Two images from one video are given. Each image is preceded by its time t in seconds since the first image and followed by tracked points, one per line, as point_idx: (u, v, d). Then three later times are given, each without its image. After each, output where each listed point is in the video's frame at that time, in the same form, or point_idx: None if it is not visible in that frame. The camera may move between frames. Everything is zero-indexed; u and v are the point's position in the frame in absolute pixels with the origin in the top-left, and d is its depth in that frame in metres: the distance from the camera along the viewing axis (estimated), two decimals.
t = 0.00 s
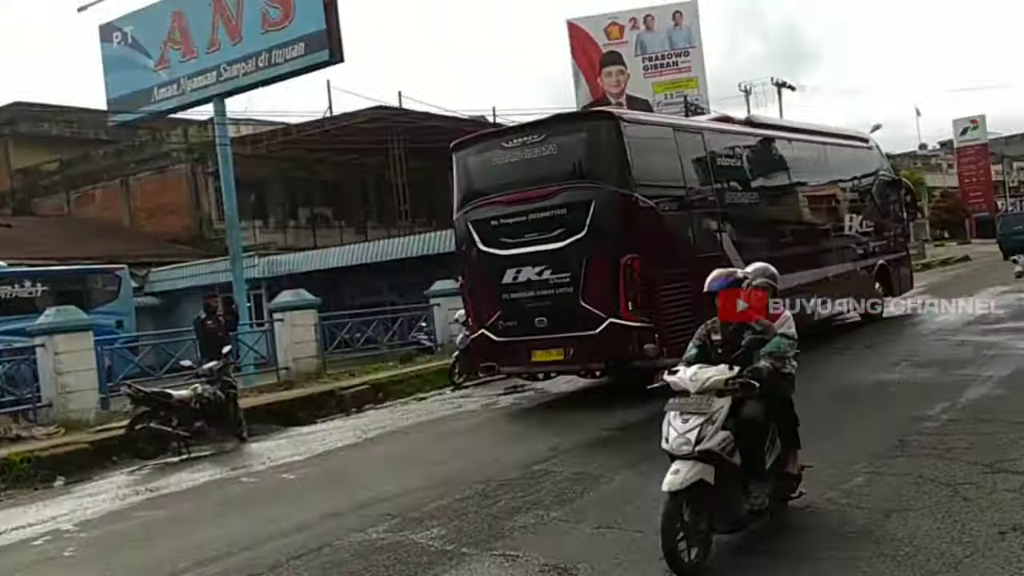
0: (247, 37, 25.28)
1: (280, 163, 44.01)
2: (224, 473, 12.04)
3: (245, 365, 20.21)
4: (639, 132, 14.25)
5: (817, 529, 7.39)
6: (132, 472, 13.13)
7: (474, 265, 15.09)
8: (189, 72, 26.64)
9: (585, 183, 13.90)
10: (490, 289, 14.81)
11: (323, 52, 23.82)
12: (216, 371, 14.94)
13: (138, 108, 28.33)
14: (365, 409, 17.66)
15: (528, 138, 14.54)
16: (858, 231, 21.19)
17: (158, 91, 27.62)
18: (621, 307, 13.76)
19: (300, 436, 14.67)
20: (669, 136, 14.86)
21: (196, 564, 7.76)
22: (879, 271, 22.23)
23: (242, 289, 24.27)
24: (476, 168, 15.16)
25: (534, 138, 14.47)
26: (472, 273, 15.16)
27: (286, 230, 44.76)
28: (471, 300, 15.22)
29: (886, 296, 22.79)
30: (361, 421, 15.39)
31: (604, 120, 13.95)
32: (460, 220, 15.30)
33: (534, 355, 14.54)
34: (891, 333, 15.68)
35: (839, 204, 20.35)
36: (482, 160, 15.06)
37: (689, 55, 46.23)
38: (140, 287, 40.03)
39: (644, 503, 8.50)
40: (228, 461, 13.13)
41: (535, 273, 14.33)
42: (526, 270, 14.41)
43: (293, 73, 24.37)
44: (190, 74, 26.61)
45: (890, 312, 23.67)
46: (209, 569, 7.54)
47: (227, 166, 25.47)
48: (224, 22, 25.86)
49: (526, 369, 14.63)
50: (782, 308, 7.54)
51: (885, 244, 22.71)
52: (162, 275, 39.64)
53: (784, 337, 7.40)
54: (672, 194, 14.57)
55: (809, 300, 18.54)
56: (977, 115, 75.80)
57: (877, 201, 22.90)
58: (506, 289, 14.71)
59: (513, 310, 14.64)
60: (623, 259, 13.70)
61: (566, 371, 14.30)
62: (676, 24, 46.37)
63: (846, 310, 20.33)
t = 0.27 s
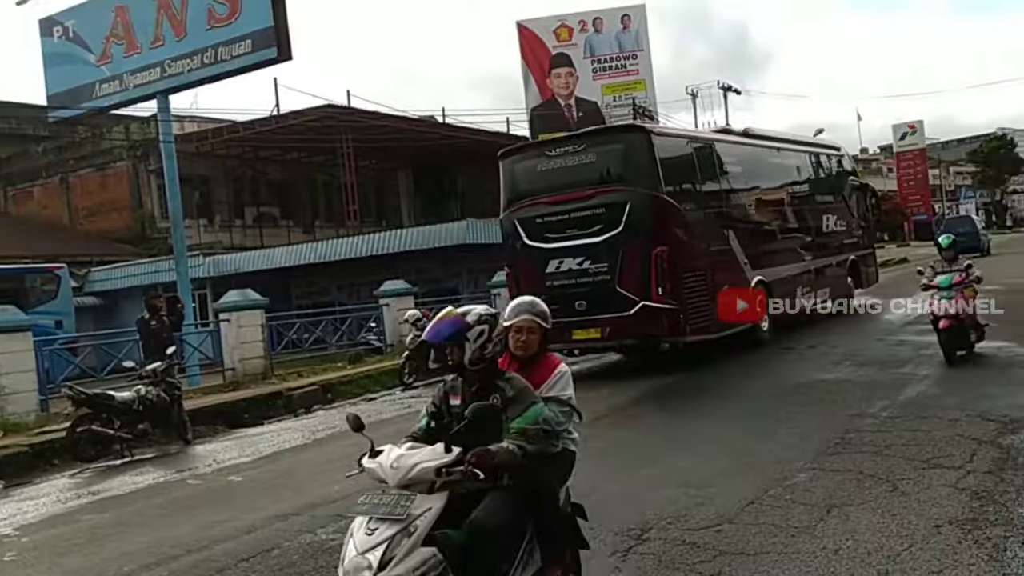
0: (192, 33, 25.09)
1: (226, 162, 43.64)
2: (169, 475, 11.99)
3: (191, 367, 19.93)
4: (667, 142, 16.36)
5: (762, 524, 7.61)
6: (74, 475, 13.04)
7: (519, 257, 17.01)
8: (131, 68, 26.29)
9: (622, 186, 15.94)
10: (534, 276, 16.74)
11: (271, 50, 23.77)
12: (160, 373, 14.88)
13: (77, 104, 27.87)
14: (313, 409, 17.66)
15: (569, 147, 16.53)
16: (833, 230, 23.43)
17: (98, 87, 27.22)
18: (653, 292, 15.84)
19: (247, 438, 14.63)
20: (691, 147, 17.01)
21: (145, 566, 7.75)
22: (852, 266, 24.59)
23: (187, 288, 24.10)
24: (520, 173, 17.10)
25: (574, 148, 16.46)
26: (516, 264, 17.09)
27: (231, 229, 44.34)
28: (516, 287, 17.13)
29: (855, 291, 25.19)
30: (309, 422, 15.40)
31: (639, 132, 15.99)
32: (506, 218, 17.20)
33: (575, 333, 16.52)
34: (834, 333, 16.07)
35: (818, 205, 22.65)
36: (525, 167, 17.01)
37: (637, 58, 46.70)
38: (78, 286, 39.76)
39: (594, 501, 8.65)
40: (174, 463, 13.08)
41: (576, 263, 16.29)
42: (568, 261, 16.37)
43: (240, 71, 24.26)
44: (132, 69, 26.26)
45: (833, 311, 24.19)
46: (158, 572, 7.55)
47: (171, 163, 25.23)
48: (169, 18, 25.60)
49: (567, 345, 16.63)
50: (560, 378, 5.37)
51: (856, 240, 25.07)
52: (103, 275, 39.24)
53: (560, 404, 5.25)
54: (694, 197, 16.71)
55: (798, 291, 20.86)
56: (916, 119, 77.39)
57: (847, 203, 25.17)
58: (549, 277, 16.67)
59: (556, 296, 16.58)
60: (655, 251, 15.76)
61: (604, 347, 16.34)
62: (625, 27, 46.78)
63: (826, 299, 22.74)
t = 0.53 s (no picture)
0: (144, 27, 24.80)
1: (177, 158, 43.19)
2: (117, 476, 11.87)
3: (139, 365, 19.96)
4: (680, 151, 18.56)
5: (712, 522, 7.73)
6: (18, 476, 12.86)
7: (548, 251, 19.10)
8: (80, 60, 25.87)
9: (642, 188, 18.08)
10: (561, 267, 18.83)
11: (224, 45, 23.58)
12: (107, 371, 14.38)
13: (23, 96, 27.32)
14: (264, 409, 17.55)
15: (595, 155, 18.71)
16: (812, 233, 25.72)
17: (46, 79, 26.76)
18: (667, 281, 17.92)
19: (197, 438, 14.53)
20: (699, 158, 19.20)
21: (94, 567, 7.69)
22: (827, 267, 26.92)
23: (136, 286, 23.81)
24: (551, 178, 19.25)
25: (599, 155, 18.62)
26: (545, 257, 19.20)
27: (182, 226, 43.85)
28: (545, 277, 19.20)
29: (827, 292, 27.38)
30: (262, 422, 15.33)
31: (657, 141, 18.14)
32: (538, 216, 19.32)
33: (598, 317, 18.56)
34: (784, 335, 16.32)
35: (800, 210, 24.99)
36: (555, 172, 19.17)
37: (593, 61, 47.02)
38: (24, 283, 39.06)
39: (546, 501, 8.73)
40: (124, 463, 12.96)
41: (601, 256, 18.38)
42: (593, 254, 18.45)
43: (191, 66, 24.04)
44: (81, 62, 25.85)
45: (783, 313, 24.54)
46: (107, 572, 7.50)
47: (121, 159, 24.90)
48: (120, 11, 25.24)
49: (590, 329, 18.69)
50: (70, 484, 3.06)
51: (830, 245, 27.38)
52: (50, 272, 38.60)
53: (49, 538, 2.95)
54: (701, 200, 18.90)
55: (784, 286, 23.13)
56: (866, 126, 78.63)
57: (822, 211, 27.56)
58: (575, 268, 18.76)
59: (580, 285, 18.67)
60: (671, 246, 17.88)
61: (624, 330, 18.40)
62: (582, 30, 47.09)
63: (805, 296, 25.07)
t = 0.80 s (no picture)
0: (83, 20, 24.28)
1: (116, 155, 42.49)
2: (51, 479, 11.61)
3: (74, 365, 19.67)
4: (671, 160, 21.22)
5: (655, 522, 7.80)
6: None
7: (553, 246, 21.74)
8: (15, 53, 25.17)
9: (639, 193, 20.73)
10: (566, 261, 21.46)
11: (167, 39, 23.24)
12: (42, 371, 13.99)
13: None
14: (206, 410, 17.33)
15: (596, 162, 21.32)
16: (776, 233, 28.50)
17: None
18: (659, 273, 20.65)
19: (135, 440, 14.30)
20: (686, 165, 21.89)
21: (28, 572, 7.51)
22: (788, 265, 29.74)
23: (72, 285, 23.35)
24: (556, 183, 21.86)
25: (600, 163, 21.23)
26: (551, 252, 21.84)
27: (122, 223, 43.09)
28: (549, 269, 21.83)
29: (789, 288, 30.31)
30: (203, 423, 15.14)
31: (652, 152, 20.78)
32: (543, 215, 21.92)
33: (598, 305, 21.26)
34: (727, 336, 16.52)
35: (768, 212, 27.79)
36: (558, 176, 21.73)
37: (542, 63, 47.06)
38: None
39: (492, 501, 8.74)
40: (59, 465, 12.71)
41: (600, 251, 21.07)
42: (594, 250, 21.13)
43: (133, 59, 23.66)
44: (16, 54, 25.15)
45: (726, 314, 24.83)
46: None
47: (57, 153, 24.34)
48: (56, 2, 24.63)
49: (591, 315, 21.36)
50: None
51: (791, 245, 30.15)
52: None
53: None
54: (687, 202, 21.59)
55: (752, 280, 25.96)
56: (810, 133, 79.81)
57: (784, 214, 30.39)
58: (578, 262, 21.43)
59: (582, 276, 21.34)
60: (663, 243, 20.61)
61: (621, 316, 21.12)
62: (530, 32, 47.17)
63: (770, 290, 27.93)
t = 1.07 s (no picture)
0: (34, 15, 23.89)
1: (69, 153, 41.91)
2: None
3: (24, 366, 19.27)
4: (665, 167, 23.38)
5: (611, 522, 7.84)
6: None
7: (559, 245, 23.82)
8: None
9: (638, 198, 22.86)
10: (570, 259, 23.55)
11: (120, 35, 22.94)
12: None
13: None
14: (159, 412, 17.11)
15: (597, 169, 23.38)
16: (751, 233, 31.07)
17: None
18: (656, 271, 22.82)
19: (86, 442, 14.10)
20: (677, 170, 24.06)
21: None
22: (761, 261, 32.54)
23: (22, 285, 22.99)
24: (561, 187, 23.87)
25: (601, 170, 23.31)
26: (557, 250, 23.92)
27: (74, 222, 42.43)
28: (554, 265, 23.91)
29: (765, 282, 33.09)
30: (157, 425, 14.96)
31: (649, 161, 22.92)
32: (548, 217, 23.95)
33: (600, 298, 23.40)
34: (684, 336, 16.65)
35: (745, 213, 30.36)
36: (563, 181, 23.74)
37: (501, 64, 46.95)
38: None
39: (448, 503, 8.73)
40: (8, 468, 12.50)
41: (603, 250, 23.17)
42: (596, 248, 23.23)
43: (85, 55, 23.32)
44: None
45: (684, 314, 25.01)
46: None
47: (7, 151, 23.93)
48: None
49: (593, 307, 23.49)
50: None
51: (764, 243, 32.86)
52: None
53: None
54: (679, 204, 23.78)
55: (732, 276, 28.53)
56: (765, 135, 80.73)
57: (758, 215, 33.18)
58: (582, 259, 23.54)
59: (584, 272, 23.45)
60: (660, 243, 22.75)
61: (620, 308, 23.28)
62: (490, 33, 47.08)
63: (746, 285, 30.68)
